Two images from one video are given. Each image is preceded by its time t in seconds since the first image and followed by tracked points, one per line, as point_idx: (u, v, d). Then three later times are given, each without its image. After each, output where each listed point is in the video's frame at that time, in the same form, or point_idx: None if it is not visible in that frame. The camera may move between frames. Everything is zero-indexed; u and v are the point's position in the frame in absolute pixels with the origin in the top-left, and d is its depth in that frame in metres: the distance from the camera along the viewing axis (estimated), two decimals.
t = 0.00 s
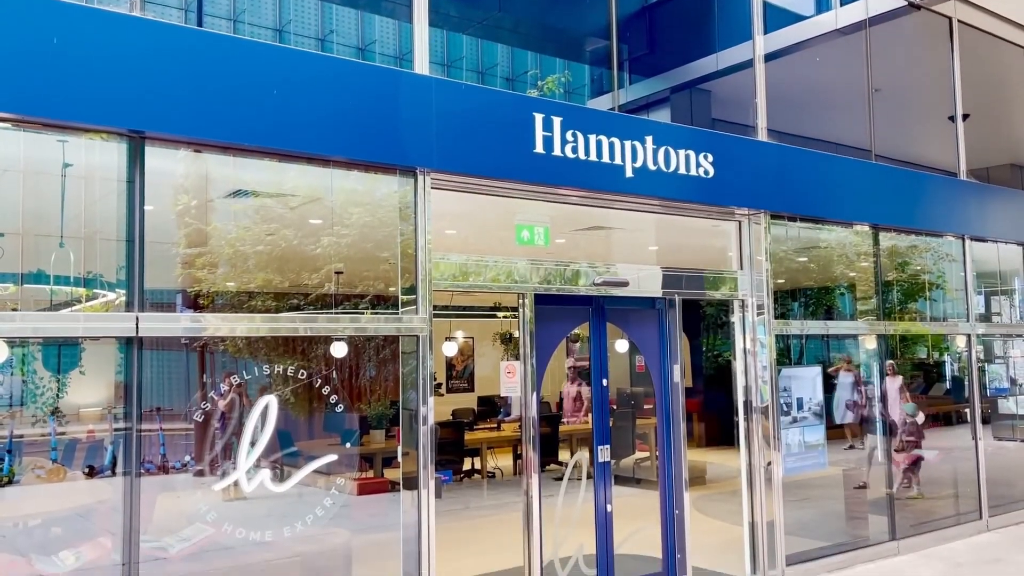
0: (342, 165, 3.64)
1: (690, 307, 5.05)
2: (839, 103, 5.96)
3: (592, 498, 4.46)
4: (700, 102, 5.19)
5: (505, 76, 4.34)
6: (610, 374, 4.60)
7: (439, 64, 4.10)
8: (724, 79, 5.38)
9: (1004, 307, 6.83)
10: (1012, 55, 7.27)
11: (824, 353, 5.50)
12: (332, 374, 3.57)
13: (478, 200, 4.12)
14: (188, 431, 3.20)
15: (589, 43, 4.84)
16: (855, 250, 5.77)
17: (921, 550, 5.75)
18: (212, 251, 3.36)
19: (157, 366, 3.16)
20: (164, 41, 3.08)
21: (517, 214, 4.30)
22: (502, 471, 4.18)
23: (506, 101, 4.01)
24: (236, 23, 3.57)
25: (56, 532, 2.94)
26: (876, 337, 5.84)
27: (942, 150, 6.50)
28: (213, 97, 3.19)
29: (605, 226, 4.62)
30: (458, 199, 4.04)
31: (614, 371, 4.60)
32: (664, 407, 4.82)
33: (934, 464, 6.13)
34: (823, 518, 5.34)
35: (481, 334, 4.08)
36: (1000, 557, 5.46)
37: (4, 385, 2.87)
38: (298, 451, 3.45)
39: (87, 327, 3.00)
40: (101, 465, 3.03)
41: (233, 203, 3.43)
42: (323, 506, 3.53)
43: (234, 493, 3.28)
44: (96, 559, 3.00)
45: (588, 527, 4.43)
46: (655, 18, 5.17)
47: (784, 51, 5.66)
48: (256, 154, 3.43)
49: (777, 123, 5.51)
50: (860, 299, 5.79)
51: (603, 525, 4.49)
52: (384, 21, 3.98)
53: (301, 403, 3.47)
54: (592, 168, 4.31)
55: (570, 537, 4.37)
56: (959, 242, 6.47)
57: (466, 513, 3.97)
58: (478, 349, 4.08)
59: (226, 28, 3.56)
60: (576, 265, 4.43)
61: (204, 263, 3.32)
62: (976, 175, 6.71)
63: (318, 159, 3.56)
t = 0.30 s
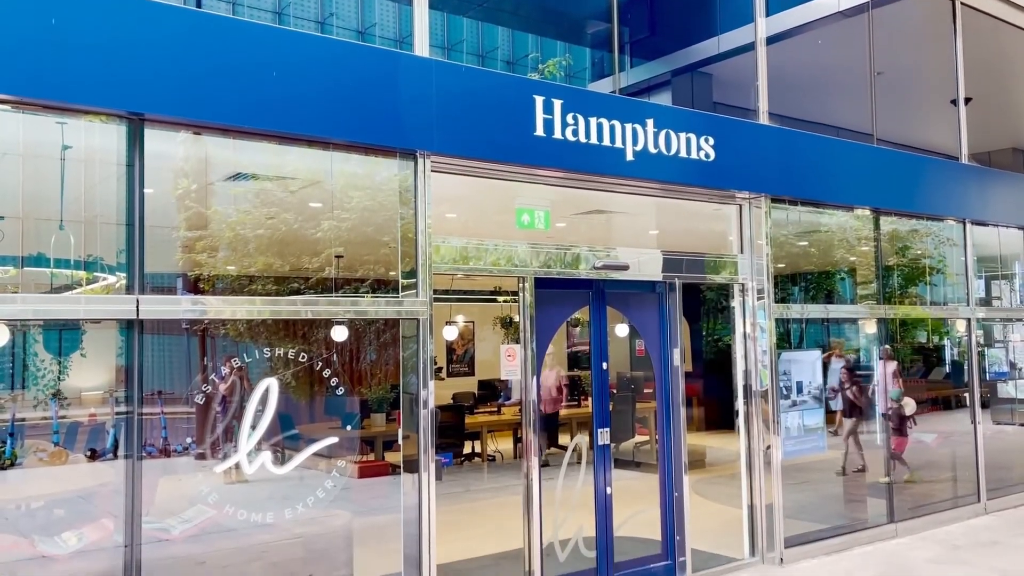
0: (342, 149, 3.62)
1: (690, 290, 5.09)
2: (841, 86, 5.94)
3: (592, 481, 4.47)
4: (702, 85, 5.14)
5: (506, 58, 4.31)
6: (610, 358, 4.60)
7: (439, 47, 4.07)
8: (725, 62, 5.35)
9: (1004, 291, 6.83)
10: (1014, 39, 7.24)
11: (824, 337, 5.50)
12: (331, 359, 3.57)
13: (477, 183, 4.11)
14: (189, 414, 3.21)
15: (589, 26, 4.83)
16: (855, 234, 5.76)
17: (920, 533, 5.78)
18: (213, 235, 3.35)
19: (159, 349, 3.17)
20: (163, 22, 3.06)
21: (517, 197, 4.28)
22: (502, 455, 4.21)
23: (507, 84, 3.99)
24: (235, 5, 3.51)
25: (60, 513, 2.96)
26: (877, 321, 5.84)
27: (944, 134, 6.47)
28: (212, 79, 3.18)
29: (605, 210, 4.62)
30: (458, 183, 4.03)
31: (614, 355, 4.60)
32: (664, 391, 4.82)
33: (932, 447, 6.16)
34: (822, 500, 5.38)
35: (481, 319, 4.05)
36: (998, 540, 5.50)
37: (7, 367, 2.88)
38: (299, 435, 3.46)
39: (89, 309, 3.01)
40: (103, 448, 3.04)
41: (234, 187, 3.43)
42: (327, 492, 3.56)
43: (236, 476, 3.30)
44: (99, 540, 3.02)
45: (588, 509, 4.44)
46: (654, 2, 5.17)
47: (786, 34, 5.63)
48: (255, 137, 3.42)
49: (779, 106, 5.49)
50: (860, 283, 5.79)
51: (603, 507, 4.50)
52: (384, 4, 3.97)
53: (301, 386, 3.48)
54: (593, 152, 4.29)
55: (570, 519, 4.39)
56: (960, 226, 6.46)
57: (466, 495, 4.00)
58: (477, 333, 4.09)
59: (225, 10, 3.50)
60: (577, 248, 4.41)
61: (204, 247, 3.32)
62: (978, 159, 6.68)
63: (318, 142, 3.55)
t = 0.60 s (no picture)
0: (341, 133, 3.61)
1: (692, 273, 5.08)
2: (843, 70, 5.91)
3: (592, 464, 4.49)
4: (704, 69, 5.11)
5: (506, 42, 4.28)
6: (610, 342, 4.59)
7: (439, 31, 4.04)
8: (727, 46, 5.32)
9: (1005, 276, 6.83)
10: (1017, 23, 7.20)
11: (824, 322, 5.50)
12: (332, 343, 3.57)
13: (478, 168, 4.10)
14: (190, 398, 3.22)
15: (591, 9, 4.83)
16: (856, 219, 5.75)
17: (919, 517, 5.81)
18: (213, 220, 3.35)
19: (161, 333, 3.17)
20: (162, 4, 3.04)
21: (517, 181, 4.27)
22: (502, 439, 4.19)
23: (507, 67, 3.97)
24: None
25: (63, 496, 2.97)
26: (877, 306, 5.84)
27: (946, 118, 6.44)
28: (211, 61, 3.16)
29: (606, 194, 4.61)
30: (458, 167, 4.01)
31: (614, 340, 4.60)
32: (664, 375, 4.82)
33: (931, 432, 6.18)
34: (821, 485, 5.39)
35: (481, 304, 4.07)
36: (997, 523, 5.52)
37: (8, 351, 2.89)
38: (300, 419, 3.48)
39: (90, 292, 3.02)
40: (104, 432, 3.05)
41: (234, 170, 3.42)
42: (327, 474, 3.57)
43: (237, 460, 3.31)
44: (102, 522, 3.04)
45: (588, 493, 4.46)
46: None
47: (788, 17, 5.59)
48: (255, 120, 3.40)
49: (782, 90, 5.45)
50: (861, 269, 5.78)
51: (603, 491, 4.52)
52: None
53: (302, 370, 3.49)
54: (593, 136, 4.28)
55: (570, 503, 4.41)
56: (961, 212, 6.44)
57: (467, 479, 4.02)
58: (478, 318, 4.06)
59: None
60: (579, 233, 4.41)
61: (204, 231, 3.32)
62: (980, 143, 6.65)
63: (318, 125, 3.53)
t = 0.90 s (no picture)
0: (341, 118, 3.60)
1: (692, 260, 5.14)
2: (844, 55, 5.89)
3: (592, 450, 4.49)
4: (705, 53, 5.10)
5: (506, 27, 4.25)
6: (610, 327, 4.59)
7: (439, 16, 4.00)
8: (729, 31, 5.29)
9: (1006, 263, 6.82)
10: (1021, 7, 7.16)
11: (824, 308, 5.50)
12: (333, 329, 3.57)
13: (478, 153, 4.09)
14: (191, 383, 3.23)
15: None
16: (858, 205, 5.73)
17: (917, 502, 5.83)
18: (213, 205, 3.34)
19: (162, 317, 3.18)
20: None
21: (518, 167, 4.26)
22: (503, 425, 4.19)
23: (508, 50, 3.94)
24: None
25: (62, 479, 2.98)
26: (877, 293, 5.84)
27: (950, 104, 6.41)
28: (210, 45, 3.14)
29: (606, 179, 4.59)
30: (457, 152, 4.00)
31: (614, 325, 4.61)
32: (664, 362, 4.82)
33: (930, 418, 6.19)
34: (821, 470, 5.41)
35: (482, 290, 4.07)
36: (995, 509, 5.54)
37: (9, 335, 2.89)
38: (301, 404, 3.48)
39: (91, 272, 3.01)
40: (106, 416, 3.06)
41: (234, 155, 3.41)
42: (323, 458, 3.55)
43: (238, 445, 3.32)
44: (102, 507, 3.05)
45: (588, 478, 4.47)
46: None
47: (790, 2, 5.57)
48: (254, 104, 3.39)
49: (784, 75, 5.43)
50: (861, 255, 5.77)
51: (603, 477, 4.53)
52: None
53: (303, 355, 3.48)
54: (594, 121, 4.26)
55: (570, 488, 4.43)
56: (963, 197, 6.42)
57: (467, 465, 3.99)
58: (478, 304, 4.06)
59: None
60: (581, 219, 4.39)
61: (204, 216, 3.31)
62: (982, 129, 6.62)
63: (318, 109, 3.52)
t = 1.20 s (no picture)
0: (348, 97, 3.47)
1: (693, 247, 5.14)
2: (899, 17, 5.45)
3: (591, 435, 4.51)
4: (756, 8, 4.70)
5: None
6: (610, 315, 4.51)
7: None
8: None
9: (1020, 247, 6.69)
10: None
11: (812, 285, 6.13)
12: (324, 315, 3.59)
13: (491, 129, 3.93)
14: (192, 371, 3.50)
15: None
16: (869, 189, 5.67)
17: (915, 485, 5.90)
18: (211, 194, 3.28)
19: (160, 305, 3.24)
20: None
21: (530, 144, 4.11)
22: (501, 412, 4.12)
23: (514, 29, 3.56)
24: None
25: (63, 454, 3.21)
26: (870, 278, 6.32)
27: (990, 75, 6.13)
28: (207, 34, 3.13)
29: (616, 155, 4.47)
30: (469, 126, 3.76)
31: (614, 314, 4.52)
32: (664, 350, 4.83)
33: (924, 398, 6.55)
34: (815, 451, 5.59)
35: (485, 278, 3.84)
36: (988, 493, 5.62)
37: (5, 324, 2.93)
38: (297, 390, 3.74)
39: (90, 262, 3.02)
40: (105, 403, 3.28)
41: (236, 146, 3.35)
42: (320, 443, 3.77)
43: (238, 431, 3.68)
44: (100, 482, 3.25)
45: (588, 466, 4.44)
46: None
47: None
48: (253, 99, 3.33)
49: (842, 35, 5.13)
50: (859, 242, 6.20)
51: (603, 463, 4.51)
52: None
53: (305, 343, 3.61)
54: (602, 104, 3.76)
55: (574, 474, 4.33)
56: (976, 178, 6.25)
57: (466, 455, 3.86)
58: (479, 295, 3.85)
59: None
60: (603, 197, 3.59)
61: (203, 207, 3.26)
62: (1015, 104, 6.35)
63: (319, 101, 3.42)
